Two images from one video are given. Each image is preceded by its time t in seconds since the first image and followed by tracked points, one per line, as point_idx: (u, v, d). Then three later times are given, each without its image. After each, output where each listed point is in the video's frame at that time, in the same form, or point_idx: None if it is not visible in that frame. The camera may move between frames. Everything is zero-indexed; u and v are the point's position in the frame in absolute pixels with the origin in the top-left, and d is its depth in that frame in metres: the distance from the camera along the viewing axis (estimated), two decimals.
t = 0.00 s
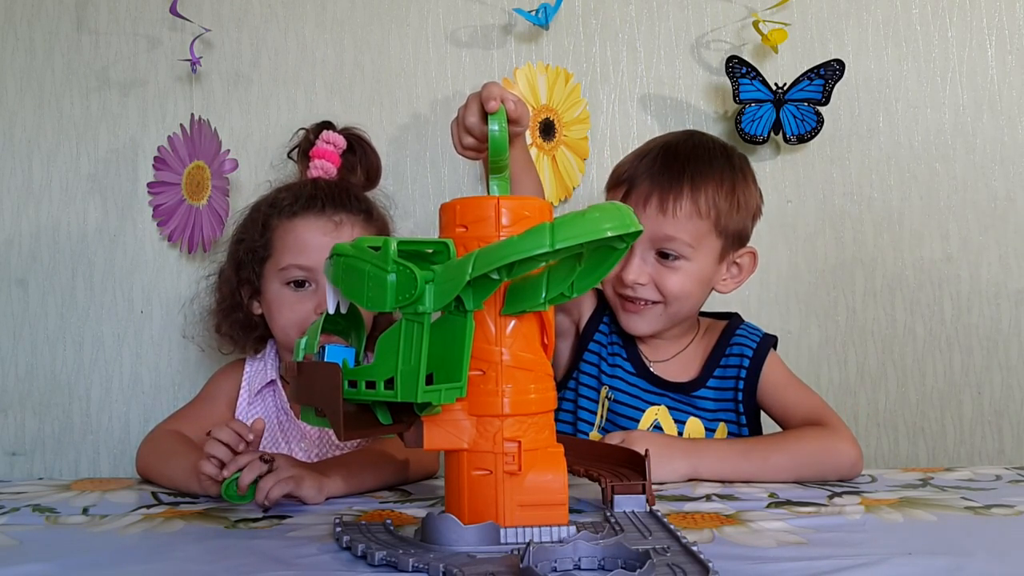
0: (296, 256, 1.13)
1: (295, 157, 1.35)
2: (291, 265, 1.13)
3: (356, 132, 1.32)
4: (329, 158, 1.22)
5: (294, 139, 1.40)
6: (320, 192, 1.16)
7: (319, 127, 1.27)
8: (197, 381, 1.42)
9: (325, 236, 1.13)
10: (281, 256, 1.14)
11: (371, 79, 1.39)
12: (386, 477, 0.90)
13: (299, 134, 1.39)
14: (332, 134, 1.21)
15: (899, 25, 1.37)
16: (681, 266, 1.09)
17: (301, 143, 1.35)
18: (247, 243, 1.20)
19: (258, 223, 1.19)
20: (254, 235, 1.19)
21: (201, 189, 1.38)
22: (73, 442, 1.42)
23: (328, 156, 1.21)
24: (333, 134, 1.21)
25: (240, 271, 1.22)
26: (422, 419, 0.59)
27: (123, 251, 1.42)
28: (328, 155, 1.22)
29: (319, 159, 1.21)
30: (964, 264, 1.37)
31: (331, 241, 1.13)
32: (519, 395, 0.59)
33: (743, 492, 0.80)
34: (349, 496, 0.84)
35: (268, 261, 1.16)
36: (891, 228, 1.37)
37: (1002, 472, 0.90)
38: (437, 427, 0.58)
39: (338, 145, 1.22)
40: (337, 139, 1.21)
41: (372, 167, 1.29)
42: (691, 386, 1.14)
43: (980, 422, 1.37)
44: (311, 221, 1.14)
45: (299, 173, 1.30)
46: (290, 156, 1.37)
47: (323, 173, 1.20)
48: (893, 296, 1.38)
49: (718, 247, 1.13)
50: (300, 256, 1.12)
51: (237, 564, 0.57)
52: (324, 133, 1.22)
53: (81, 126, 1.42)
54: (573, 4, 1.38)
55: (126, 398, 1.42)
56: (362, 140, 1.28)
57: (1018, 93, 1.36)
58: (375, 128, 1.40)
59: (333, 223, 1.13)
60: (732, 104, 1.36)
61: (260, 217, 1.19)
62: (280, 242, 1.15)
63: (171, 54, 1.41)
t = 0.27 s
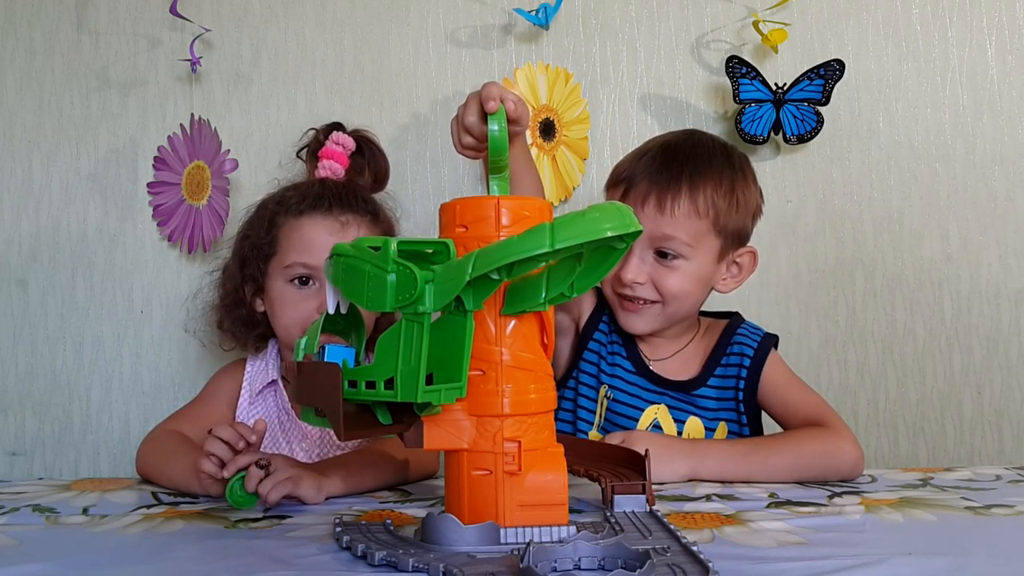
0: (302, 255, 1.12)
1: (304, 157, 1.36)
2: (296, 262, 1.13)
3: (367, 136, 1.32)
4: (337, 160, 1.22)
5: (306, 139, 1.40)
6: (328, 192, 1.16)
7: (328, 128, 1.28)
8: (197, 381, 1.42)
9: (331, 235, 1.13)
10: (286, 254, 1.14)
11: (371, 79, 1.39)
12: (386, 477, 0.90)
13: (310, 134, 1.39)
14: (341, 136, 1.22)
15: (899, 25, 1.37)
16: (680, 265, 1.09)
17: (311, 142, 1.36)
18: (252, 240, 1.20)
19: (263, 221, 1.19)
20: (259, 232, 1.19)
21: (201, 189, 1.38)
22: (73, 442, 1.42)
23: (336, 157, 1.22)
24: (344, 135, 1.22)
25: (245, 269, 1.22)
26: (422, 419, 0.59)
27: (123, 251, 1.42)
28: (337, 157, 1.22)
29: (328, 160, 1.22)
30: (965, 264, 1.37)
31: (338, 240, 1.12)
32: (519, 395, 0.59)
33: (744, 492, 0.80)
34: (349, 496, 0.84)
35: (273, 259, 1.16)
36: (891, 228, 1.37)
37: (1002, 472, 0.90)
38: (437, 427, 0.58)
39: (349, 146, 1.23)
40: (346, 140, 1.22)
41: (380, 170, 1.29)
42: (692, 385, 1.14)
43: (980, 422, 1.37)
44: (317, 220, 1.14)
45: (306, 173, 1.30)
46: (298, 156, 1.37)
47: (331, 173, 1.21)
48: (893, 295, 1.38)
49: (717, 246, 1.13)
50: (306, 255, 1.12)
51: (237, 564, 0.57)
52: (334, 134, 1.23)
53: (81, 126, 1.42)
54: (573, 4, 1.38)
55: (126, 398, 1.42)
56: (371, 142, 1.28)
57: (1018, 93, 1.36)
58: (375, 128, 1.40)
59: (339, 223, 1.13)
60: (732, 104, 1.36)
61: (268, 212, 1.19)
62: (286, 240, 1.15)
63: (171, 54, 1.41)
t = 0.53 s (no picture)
0: (317, 252, 1.13)
1: (319, 157, 1.37)
2: (310, 259, 1.13)
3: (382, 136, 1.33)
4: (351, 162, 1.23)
5: (323, 139, 1.39)
6: (345, 191, 1.16)
7: (345, 128, 1.28)
8: (197, 381, 1.42)
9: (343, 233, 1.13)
10: (301, 250, 1.14)
11: (371, 79, 1.39)
12: (386, 477, 0.90)
13: (327, 134, 1.39)
14: (359, 136, 1.22)
15: (899, 25, 1.37)
16: (680, 263, 1.09)
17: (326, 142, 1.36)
18: (266, 236, 1.20)
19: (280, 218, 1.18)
20: (274, 228, 1.19)
21: (201, 189, 1.37)
22: (73, 442, 1.42)
23: (352, 158, 1.22)
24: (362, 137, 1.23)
25: (259, 263, 1.22)
26: (423, 419, 0.59)
27: (123, 251, 1.42)
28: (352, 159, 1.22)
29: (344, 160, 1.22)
30: (965, 264, 1.37)
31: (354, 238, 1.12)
32: (519, 395, 0.59)
33: (744, 492, 0.80)
34: (349, 496, 0.84)
35: (287, 255, 1.16)
36: (891, 228, 1.37)
37: (1002, 472, 0.90)
38: (437, 427, 0.58)
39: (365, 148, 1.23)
40: (364, 141, 1.23)
41: (395, 173, 1.29)
42: (692, 383, 1.14)
43: (980, 422, 1.37)
44: (333, 218, 1.14)
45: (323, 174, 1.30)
46: (315, 156, 1.37)
47: (346, 173, 1.22)
48: (894, 295, 1.38)
49: (717, 244, 1.13)
50: (321, 251, 1.12)
51: (237, 564, 0.57)
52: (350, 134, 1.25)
53: (81, 125, 1.42)
54: (573, 4, 1.38)
55: (126, 398, 1.42)
56: (389, 145, 1.29)
57: (1018, 93, 1.36)
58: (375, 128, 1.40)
59: (354, 222, 1.13)
60: (732, 104, 1.36)
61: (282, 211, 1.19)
62: (300, 237, 1.15)
63: (171, 54, 1.41)
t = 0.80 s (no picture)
0: (320, 250, 1.12)
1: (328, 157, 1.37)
2: (314, 257, 1.13)
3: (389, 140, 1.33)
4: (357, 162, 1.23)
5: (330, 141, 1.39)
6: (352, 190, 1.16)
7: (354, 131, 1.29)
8: (197, 381, 1.42)
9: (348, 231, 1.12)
10: (307, 247, 1.13)
11: (371, 79, 1.39)
12: (386, 477, 0.90)
13: (337, 135, 1.38)
14: (366, 139, 1.22)
15: (899, 25, 1.37)
16: (682, 261, 1.10)
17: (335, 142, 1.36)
18: (273, 233, 1.20)
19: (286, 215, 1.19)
20: (280, 225, 1.19)
21: (201, 189, 1.37)
22: (73, 442, 1.42)
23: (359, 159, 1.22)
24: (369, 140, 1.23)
25: (263, 261, 1.22)
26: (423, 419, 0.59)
27: (123, 251, 1.42)
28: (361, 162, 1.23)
29: (350, 161, 1.22)
30: (965, 264, 1.37)
31: (359, 238, 1.12)
32: (519, 395, 0.59)
33: (744, 492, 0.80)
34: (349, 496, 0.84)
35: (292, 252, 1.16)
36: (891, 228, 1.37)
37: (1002, 472, 0.90)
38: (436, 426, 0.58)
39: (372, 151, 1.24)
40: (373, 143, 1.24)
41: (402, 175, 1.29)
42: (692, 382, 1.14)
43: (980, 422, 1.37)
44: (338, 217, 1.14)
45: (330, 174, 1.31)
46: (325, 156, 1.36)
47: (352, 174, 1.21)
48: (894, 295, 1.38)
49: (720, 245, 1.13)
50: (324, 249, 1.12)
51: (237, 564, 0.57)
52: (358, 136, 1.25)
53: (81, 125, 1.42)
54: (573, 4, 1.38)
55: (126, 398, 1.42)
56: (394, 149, 1.29)
57: (1018, 93, 1.36)
58: (375, 128, 1.40)
59: (359, 221, 1.13)
60: (732, 104, 1.36)
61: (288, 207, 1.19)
62: (306, 234, 1.14)
63: (171, 54, 1.41)
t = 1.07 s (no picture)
0: (310, 251, 1.12)
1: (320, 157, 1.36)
2: (304, 258, 1.13)
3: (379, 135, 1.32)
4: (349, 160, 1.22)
5: (323, 140, 1.39)
6: (341, 190, 1.16)
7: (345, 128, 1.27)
8: (197, 381, 1.42)
9: (339, 232, 1.13)
10: (298, 250, 1.13)
11: (371, 79, 1.39)
12: (385, 477, 0.90)
13: (327, 134, 1.39)
14: (357, 137, 1.21)
15: (899, 25, 1.37)
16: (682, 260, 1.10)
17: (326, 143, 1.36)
18: (263, 236, 1.20)
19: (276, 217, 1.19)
20: (270, 228, 1.19)
21: (201, 189, 1.37)
22: (73, 442, 1.42)
23: (351, 158, 1.22)
24: (361, 138, 1.22)
25: (255, 265, 1.22)
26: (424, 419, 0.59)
27: (123, 251, 1.42)
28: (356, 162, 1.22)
29: (342, 160, 1.22)
30: (965, 264, 1.37)
31: (349, 239, 1.13)
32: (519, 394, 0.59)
33: (744, 492, 0.80)
34: (349, 497, 0.84)
35: (282, 255, 1.16)
36: (891, 228, 1.37)
37: (1002, 472, 0.90)
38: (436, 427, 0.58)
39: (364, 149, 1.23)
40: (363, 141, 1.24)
41: (395, 172, 1.29)
42: (691, 381, 1.14)
43: (980, 422, 1.37)
44: (328, 218, 1.14)
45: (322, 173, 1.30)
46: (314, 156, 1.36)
47: (345, 173, 1.21)
48: (894, 295, 1.38)
49: (720, 244, 1.13)
50: (315, 251, 1.12)
51: (237, 564, 0.57)
52: (349, 134, 1.23)
53: (81, 125, 1.42)
54: (573, 4, 1.38)
55: (126, 398, 1.42)
56: (387, 145, 1.28)
57: (1018, 93, 1.36)
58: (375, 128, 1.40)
59: (349, 221, 1.13)
60: (732, 104, 1.36)
61: (279, 208, 1.19)
62: (297, 236, 1.14)
63: (171, 54, 1.41)
